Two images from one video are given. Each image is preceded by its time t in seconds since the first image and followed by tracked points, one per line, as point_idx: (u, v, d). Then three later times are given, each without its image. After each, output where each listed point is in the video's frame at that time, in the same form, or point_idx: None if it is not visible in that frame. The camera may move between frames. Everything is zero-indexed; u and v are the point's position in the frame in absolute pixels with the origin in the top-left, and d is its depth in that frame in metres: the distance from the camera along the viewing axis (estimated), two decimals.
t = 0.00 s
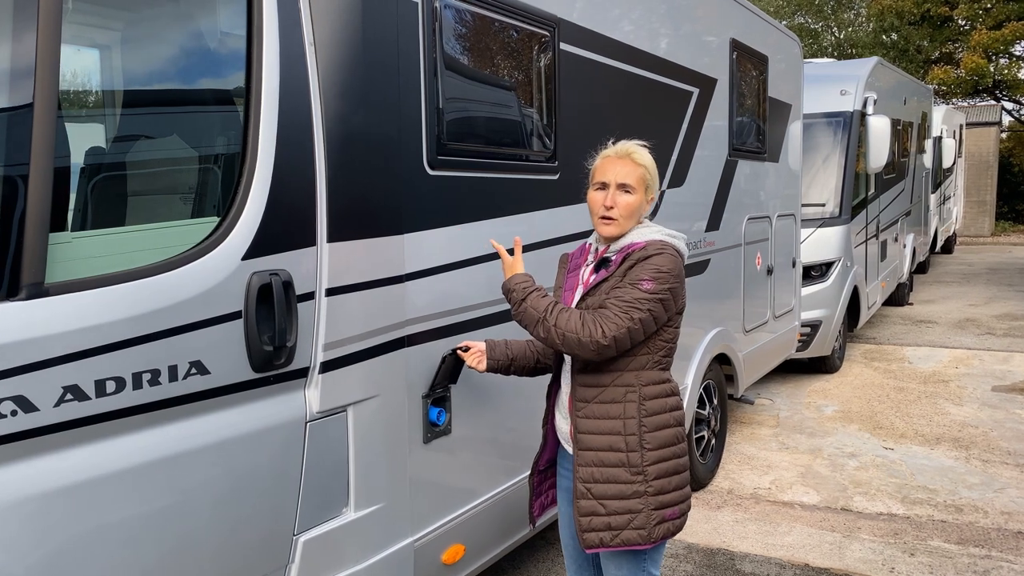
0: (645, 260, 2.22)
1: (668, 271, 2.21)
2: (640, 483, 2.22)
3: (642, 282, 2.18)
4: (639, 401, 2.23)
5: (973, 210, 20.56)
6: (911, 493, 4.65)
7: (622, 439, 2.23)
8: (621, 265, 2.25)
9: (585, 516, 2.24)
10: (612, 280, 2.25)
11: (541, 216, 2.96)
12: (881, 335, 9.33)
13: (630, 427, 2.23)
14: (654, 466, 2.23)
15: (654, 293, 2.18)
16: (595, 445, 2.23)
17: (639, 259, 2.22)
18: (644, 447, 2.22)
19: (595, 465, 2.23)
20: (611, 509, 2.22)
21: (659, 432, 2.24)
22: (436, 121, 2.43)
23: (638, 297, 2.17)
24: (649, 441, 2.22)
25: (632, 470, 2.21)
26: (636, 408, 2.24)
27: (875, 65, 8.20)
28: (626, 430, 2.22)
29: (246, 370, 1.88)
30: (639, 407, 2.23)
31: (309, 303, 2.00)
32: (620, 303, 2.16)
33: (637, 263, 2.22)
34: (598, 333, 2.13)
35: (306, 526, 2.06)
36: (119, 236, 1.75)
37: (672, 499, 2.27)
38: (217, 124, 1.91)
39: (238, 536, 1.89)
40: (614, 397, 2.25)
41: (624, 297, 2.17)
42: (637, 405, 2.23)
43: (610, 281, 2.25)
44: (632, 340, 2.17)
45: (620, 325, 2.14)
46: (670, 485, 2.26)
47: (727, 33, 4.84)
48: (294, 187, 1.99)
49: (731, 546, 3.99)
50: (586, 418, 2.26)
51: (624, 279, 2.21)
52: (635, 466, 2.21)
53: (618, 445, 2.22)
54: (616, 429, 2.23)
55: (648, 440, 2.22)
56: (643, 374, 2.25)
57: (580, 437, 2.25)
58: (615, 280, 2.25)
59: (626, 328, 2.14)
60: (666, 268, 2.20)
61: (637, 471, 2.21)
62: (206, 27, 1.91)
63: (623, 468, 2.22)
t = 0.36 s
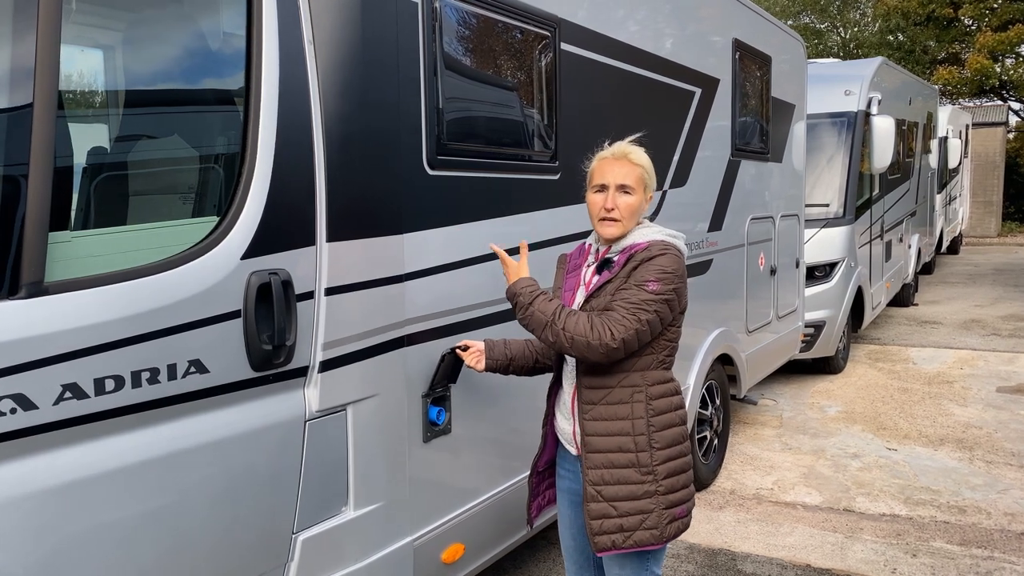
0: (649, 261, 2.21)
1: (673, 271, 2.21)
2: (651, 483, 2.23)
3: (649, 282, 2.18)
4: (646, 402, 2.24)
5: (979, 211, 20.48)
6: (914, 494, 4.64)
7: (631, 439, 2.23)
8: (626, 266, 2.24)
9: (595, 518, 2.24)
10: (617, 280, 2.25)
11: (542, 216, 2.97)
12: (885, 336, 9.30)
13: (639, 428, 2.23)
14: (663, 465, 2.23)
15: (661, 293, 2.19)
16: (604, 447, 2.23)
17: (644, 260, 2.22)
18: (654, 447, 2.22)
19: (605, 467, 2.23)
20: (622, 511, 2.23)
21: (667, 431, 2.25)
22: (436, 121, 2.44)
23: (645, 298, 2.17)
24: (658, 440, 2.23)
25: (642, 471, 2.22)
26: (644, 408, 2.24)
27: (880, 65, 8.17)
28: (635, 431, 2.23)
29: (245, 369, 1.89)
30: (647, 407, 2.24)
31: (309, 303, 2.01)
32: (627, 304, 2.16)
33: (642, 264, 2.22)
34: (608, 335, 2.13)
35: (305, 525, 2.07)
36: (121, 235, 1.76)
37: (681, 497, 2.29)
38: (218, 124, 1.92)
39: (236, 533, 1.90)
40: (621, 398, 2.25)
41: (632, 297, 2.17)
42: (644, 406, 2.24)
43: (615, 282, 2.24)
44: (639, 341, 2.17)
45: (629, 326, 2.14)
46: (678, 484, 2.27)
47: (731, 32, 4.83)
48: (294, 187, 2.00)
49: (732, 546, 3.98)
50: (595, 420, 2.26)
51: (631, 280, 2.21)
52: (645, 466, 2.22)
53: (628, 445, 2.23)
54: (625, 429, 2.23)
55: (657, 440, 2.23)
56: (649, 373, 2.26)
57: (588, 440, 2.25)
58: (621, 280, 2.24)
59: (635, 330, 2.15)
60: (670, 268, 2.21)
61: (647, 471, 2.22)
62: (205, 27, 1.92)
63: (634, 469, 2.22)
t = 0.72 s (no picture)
0: (655, 263, 2.21)
1: (681, 270, 2.21)
2: (657, 485, 2.23)
3: (660, 287, 2.18)
4: (654, 404, 2.24)
5: (993, 212, 20.33)
6: (924, 496, 4.62)
7: (638, 441, 2.24)
8: (632, 267, 2.24)
9: (601, 519, 2.25)
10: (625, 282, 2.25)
11: (549, 216, 2.98)
12: (897, 337, 9.25)
13: (646, 430, 2.24)
14: (669, 468, 2.24)
15: (673, 296, 2.19)
16: (611, 448, 2.25)
17: (650, 262, 2.21)
18: (660, 449, 2.24)
19: (611, 468, 2.24)
20: (628, 512, 2.24)
21: (674, 433, 2.26)
22: (443, 121, 2.45)
23: (660, 305, 2.17)
24: (665, 442, 2.25)
25: (648, 472, 2.23)
26: (652, 410, 2.25)
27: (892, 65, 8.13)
28: (642, 432, 2.24)
29: (253, 366, 1.91)
30: (655, 410, 2.25)
31: (317, 301, 2.03)
32: (644, 315, 2.16)
33: (649, 267, 2.21)
34: (634, 352, 2.13)
35: (312, 522, 2.09)
36: (132, 234, 1.78)
37: (687, 500, 2.29)
38: (228, 124, 1.94)
39: (245, 530, 1.92)
40: (629, 400, 2.26)
41: (647, 307, 2.17)
42: (651, 408, 2.25)
43: (625, 286, 2.24)
44: (662, 349, 2.18)
45: (652, 339, 2.14)
46: (684, 486, 2.28)
47: (741, 32, 4.82)
48: (301, 186, 2.01)
49: (740, 547, 3.98)
50: (602, 421, 2.27)
51: (642, 286, 2.20)
52: (652, 468, 2.23)
53: (634, 447, 2.24)
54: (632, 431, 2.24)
55: (664, 442, 2.24)
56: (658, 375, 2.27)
57: (595, 441, 2.27)
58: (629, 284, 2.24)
59: (657, 341, 2.15)
60: (677, 268, 2.21)
61: (654, 473, 2.23)
62: (214, 29, 1.94)
63: (640, 470, 2.23)
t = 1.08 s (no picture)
0: (675, 273, 2.19)
1: (697, 272, 2.21)
2: (689, 490, 2.26)
3: (694, 302, 2.18)
4: (679, 410, 2.25)
5: (1011, 213, 20.09)
6: (937, 497, 4.58)
7: (667, 448, 2.26)
8: (648, 276, 2.22)
9: (637, 531, 2.25)
10: (644, 294, 2.22)
11: (559, 215, 2.98)
12: (912, 339, 9.19)
13: (673, 436, 2.26)
14: (698, 471, 2.28)
15: (714, 305, 2.22)
16: (641, 457, 2.25)
17: (668, 273, 2.20)
18: (689, 453, 2.27)
19: (643, 477, 2.25)
20: (664, 520, 2.25)
21: (699, 435, 2.29)
22: (453, 120, 2.46)
23: (707, 322, 2.19)
24: (692, 446, 2.27)
25: (680, 478, 2.25)
26: (678, 416, 2.26)
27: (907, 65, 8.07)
28: (670, 439, 2.25)
29: (264, 363, 1.93)
30: (681, 415, 2.26)
31: (327, 297, 2.05)
32: (703, 340, 2.18)
33: (671, 280, 2.19)
34: (714, 377, 2.20)
35: (322, 517, 2.11)
36: (145, 231, 1.81)
37: (715, 500, 2.33)
38: (241, 122, 1.97)
39: (255, 524, 1.94)
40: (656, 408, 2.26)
41: (697, 329, 2.18)
42: (676, 414, 2.26)
43: (653, 303, 2.22)
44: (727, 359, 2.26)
45: (723, 358, 2.20)
46: (712, 487, 2.31)
47: (754, 31, 4.80)
48: (312, 184, 2.03)
49: (750, 547, 3.97)
50: (628, 432, 2.26)
51: (677, 307, 2.19)
52: (683, 473, 2.25)
53: (664, 454, 2.25)
54: (661, 438, 2.25)
55: (692, 446, 2.27)
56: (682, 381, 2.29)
57: (623, 453, 2.26)
58: (653, 297, 2.22)
59: (724, 354, 2.22)
60: (700, 274, 2.21)
61: (684, 478, 2.25)
62: (226, 29, 1.96)
63: (672, 477, 2.25)
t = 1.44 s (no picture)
0: (677, 280, 2.19)
1: (700, 280, 2.19)
2: (690, 496, 2.25)
3: (694, 309, 2.17)
4: (682, 416, 2.25)
5: None
6: (945, 499, 4.56)
7: (669, 454, 2.26)
8: (651, 282, 2.22)
9: (637, 535, 2.26)
10: (646, 300, 2.23)
11: (564, 215, 2.99)
12: (922, 340, 9.13)
13: (675, 441, 2.26)
14: (700, 477, 2.27)
15: (715, 313, 2.19)
16: (643, 463, 2.25)
17: (669, 280, 2.19)
18: (691, 459, 2.26)
19: (644, 483, 2.25)
20: (665, 526, 2.25)
21: (702, 441, 2.29)
22: (457, 120, 2.47)
23: (707, 330, 2.17)
24: (694, 452, 2.27)
25: (681, 484, 2.25)
26: (681, 422, 2.26)
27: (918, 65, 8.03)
28: (673, 445, 2.25)
29: (267, 361, 1.94)
30: (684, 422, 2.26)
31: (330, 297, 2.06)
32: (702, 348, 2.16)
33: (673, 287, 2.19)
34: (712, 385, 2.17)
35: (325, 515, 2.12)
36: (150, 231, 1.83)
37: (717, 505, 2.33)
38: (246, 123, 1.98)
39: (258, 522, 1.96)
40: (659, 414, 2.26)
41: (696, 337, 2.16)
42: (679, 420, 2.26)
43: (653, 309, 2.22)
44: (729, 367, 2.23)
45: (722, 367, 2.18)
46: (714, 492, 2.31)
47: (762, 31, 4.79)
48: (316, 184, 2.05)
49: (756, 548, 3.96)
50: (630, 437, 2.27)
51: (677, 313, 2.18)
52: (684, 479, 2.25)
53: (666, 460, 2.25)
54: (663, 444, 2.25)
55: (694, 452, 2.27)
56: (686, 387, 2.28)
57: (624, 458, 2.27)
58: (655, 304, 2.22)
59: (725, 363, 2.19)
60: (702, 282, 2.19)
61: (686, 484, 2.25)
62: (231, 30, 1.98)
63: (673, 482, 2.25)
